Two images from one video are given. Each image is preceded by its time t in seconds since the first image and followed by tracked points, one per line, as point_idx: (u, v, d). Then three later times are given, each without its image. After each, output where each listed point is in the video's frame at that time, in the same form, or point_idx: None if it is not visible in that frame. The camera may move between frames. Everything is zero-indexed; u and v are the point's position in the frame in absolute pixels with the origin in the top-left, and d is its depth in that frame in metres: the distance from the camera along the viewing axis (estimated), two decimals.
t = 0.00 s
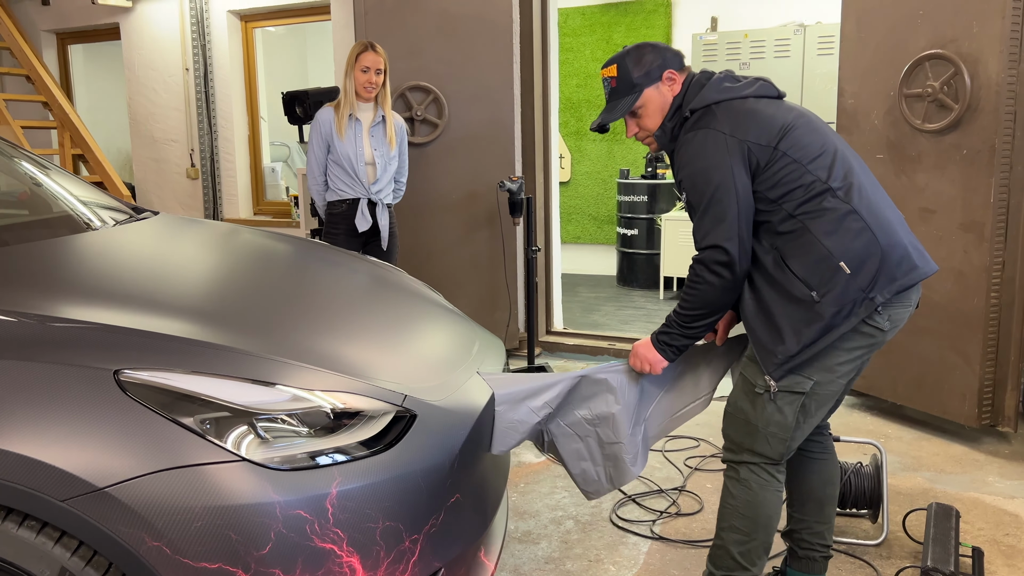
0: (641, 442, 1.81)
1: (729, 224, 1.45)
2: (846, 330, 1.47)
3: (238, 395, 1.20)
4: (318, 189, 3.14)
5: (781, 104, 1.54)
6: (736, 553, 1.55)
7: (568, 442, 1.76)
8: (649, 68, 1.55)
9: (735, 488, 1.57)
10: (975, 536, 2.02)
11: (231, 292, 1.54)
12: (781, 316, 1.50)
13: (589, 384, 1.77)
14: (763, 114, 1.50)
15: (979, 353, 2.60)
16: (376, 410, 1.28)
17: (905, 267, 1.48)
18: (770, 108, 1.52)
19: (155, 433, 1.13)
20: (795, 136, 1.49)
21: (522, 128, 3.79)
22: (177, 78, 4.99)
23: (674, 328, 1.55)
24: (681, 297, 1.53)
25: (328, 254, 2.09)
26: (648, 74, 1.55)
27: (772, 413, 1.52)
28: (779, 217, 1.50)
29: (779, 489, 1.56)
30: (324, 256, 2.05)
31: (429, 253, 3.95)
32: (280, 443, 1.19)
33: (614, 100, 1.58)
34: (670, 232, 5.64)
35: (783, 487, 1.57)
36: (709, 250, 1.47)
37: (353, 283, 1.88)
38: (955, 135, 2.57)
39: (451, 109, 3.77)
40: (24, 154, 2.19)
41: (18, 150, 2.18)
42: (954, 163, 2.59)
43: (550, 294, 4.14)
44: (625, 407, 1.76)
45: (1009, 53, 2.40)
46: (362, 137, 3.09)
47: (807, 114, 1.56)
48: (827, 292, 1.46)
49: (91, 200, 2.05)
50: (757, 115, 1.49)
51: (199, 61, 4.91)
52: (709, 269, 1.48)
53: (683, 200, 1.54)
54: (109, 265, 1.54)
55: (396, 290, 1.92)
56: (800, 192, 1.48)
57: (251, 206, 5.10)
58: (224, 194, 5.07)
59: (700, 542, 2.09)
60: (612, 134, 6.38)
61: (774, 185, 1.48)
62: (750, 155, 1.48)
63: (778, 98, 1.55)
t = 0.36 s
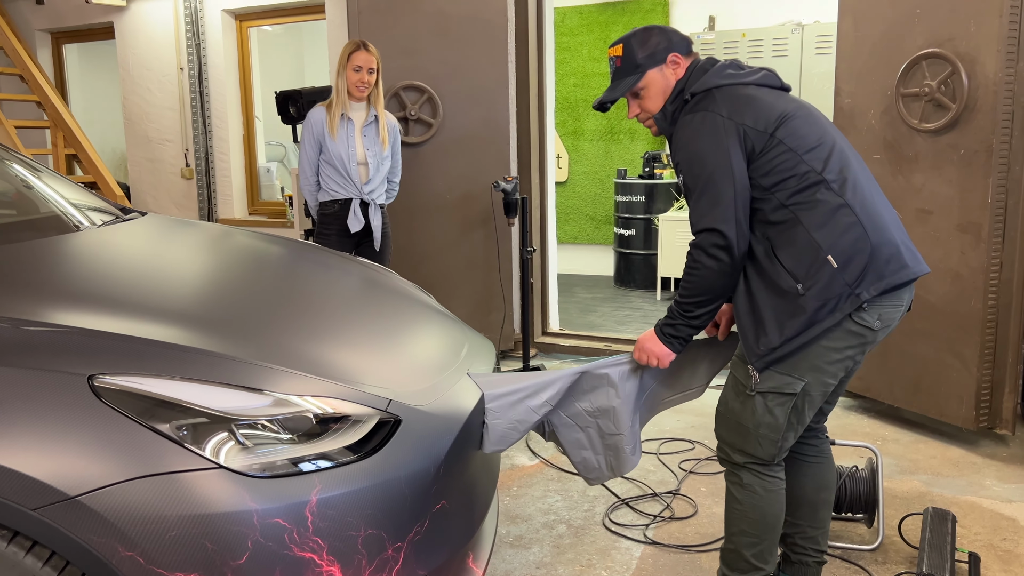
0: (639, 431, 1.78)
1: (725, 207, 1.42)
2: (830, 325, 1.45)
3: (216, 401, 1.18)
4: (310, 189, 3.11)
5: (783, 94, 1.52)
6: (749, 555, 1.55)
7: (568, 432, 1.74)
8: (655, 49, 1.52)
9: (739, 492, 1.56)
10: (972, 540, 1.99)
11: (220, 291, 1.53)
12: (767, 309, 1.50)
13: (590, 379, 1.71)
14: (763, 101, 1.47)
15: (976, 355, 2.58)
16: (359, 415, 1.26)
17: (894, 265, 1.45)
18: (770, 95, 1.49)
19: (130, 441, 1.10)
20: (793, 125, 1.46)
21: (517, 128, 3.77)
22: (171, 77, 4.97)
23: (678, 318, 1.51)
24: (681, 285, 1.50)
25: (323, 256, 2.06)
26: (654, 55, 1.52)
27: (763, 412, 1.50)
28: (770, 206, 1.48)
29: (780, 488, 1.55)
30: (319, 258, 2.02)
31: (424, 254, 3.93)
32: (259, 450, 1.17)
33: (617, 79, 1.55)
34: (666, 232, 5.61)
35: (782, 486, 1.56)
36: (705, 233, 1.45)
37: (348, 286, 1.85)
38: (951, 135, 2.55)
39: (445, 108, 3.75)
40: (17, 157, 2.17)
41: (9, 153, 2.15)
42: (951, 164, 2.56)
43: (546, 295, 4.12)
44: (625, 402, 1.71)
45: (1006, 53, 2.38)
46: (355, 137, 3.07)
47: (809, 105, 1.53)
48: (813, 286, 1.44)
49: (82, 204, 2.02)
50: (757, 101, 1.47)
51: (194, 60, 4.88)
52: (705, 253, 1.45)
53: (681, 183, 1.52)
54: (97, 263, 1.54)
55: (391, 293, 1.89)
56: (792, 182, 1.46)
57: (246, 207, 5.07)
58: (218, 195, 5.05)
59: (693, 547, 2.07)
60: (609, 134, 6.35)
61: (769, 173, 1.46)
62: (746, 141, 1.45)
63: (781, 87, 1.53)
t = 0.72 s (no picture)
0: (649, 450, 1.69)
1: (736, 181, 1.35)
2: (822, 328, 1.40)
3: (187, 409, 1.13)
4: (301, 189, 3.05)
5: (785, 81, 1.46)
6: (760, 573, 1.51)
7: (575, 454, 1.65)
8: (649, 31, 1.47)
9: (754, 512, 1.52)
10: (973, 552, 1.94)
11: (197, 290, 1.48)
12: (757, 310, 1.45)
13: (585, 390, 1.66)
14: (764, 84, 1.42)
15: (977, 361, 2.53)
16: (339, 423, 1.21)
17: (892, 267, 1.40)
18: (771, 80, 1.44)
19: (95, 451, 1.05)
20: (792, 113, 1.41)
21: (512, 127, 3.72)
22: (163, 74, 4.91)
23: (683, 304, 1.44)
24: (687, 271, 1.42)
25: (310, 256, 1.99)
26: (648, 37, 1.47)
27: (778, 431, 1.44)
28: (766, 197, 1.42)
29: (797, 505, 1.51)
30: (306, 258, 1.95)
31: (417, 255, 3.87)
32: (231, 460, 1.12)
33: (611, 62, 1.51)
34: (663, 234, 5.55)
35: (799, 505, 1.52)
36: (714, 211, 1.37)
37: (335, 286, 1.79)
38: (953, 136, 2.50)
39: (439, 107, 3.69)
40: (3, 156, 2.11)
41: None
42: (952, 166, 2.52)
43: (541, 297, 4.06)
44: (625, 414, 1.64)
45: (1009, 53, 2.33)
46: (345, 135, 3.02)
47: (810, 95, 1.48)
48: (805, 286, 1.39)
49: (68, 204, 1.97)
50: (758, 84, 1.41)
51: (186, 57, 4.82)
52: (717, 232, 1.37)
53: (678, 165, 1.46)
54: (71, 262, 1.48)
55: (379, 295, 1.83)
56: (789, 173, 1.40)
57: (239, 206, 5.01)
58: (210, 194, 4.99)
59: (688, 557, 2.02)
60: (607, 135, 6.30)
61: (767, 161, 1.41)
62: (745, 124, 1.40)
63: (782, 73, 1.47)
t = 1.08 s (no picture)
0: (645, 474, 1.61)
1: (751, 192, 1.28)
2: (838, 349, 1.33)
3: (158, 430, 1.05)
4: (293, 194, 2.98)
5: (801, 84, 1.40)
6: None
7: (567, 474, 1.58)
8: (655, 28, 1.41)
9: (765, 540, 1.45)
10: None
11: (181, 300, 1.40)
12: (767, 327, 1.39)
13: (581, 408, 1.59)
14: (781, 87, 1.35)
15: (987, 377, 2.46)
16: (322, 443, 1.14)
17: (913, 285, 1.33)
18: (788, 83, 1.37)
19: (55, 475, 0.98)
20: (811, 119, 1.34)
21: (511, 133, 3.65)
22: (158, 76, 4.84)
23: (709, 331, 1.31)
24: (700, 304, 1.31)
25: (301, 264, 1.90)
26: (653, 34, 1.41)
27: (792, 457, 1.37)
28: (781, 208, 1.35)
29: (810, 534, 1.44)
30: (297, 266, 1.87)
31: (413, 263, 3.80)
32: (204, 484, 1.05)
33: (616, 58, 1.45)
34: (664, 243, 5.47)
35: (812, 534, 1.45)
36: (732, 230, 1.28)
37: (327, 296, 1.71)
38: (963, 146, 2.44)
39: (437, 112, 3.63)
40: None
41: None
42: (962, 176, 2.45)
43: (539, 306, 3.99)
44: (622, 433, 1.58)
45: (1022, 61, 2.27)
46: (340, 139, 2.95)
47: (828, 101, 1.41)
48: (821, 304, 1.33)
49: (54, 210, 1.88)
50: (775, 87, 1.34)
51: (181, 59, 4.75)
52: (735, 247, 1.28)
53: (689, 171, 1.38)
54: (48, 265, 1.40)
55: (373, 307, 1.75)
56: (806, 183, 1.33)
57: (234, 210, 4.94)
58: (204, 198, 4.91)
59: None
60: (607, 142, 6.23)
61: (783, 169, 1.34)
62: (762, 129, 1.33)
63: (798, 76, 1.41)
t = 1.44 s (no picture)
0: (644, 490, 1.55)
1: (799, 165, 1.19)
2: (863, 367, 1.29)
3: (144, 444, 1.00)
4: (294, 201, 2.95)
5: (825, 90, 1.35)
6: None
7: (564, 487, 1.53)
8: (666, 33, 1.37)
9: (771, 562, 1.40)
10: None
11: (181, 312, 1.35)
12: (787, 344, 1.34)
13: (584, 420, 1.53)
14: (809, 90, 1.30)
15: (1002, 393, 2.40)
16: (316, 459, 1.10)
17: (941, 303, 1.29)
18: (815, 88, 1.32)
19: (33, 491, 0.93)
20: (840, 126, 1.29)
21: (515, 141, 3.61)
22: (161, 82, 4.82)
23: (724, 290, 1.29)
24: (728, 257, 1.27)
25: (303, 273, 1.85)
26: (664, 40, 1.37)
27: (807, 476, 1.32)
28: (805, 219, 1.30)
29: (818, 557, 1.38)
30: (299, 275, 1.82)
31: (416, 271, 3.76)
32: (192, 502, 1.00)
33: (626, 67, 1.41)
34: (670, 253, 5.41)
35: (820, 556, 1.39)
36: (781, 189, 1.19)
37: (330, 307, 1.66)
38: (978, 157, 2.39)
39: (441, 119, 3.59)
40: None
41: None
42: (977, 187, 2.40)
43: (543, 316, 3.94)
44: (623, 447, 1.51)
45: None
46: (341, 146, 2.92)
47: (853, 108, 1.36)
48: (847, 321, 1.28)
49: (52, 216, 1.84)
50: (803, 89, 1.29)
51: (185, 65, 4.73)
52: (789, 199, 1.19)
53: (722, 157, 1.29)
54: (43, 274, 1.35)
55: (377, 318, 1.70)
56: (833, 194, 1.28)
57: (235, 217, 4.91)
58: (206, 205, 4.88)
59: None
60: (612, 151, 6.20)
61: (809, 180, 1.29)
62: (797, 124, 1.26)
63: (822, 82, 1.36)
